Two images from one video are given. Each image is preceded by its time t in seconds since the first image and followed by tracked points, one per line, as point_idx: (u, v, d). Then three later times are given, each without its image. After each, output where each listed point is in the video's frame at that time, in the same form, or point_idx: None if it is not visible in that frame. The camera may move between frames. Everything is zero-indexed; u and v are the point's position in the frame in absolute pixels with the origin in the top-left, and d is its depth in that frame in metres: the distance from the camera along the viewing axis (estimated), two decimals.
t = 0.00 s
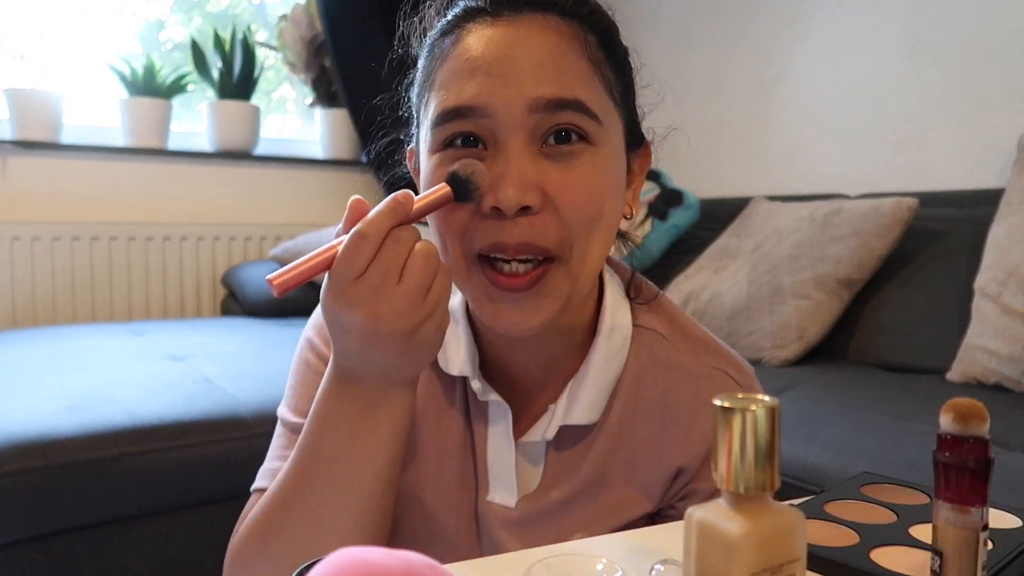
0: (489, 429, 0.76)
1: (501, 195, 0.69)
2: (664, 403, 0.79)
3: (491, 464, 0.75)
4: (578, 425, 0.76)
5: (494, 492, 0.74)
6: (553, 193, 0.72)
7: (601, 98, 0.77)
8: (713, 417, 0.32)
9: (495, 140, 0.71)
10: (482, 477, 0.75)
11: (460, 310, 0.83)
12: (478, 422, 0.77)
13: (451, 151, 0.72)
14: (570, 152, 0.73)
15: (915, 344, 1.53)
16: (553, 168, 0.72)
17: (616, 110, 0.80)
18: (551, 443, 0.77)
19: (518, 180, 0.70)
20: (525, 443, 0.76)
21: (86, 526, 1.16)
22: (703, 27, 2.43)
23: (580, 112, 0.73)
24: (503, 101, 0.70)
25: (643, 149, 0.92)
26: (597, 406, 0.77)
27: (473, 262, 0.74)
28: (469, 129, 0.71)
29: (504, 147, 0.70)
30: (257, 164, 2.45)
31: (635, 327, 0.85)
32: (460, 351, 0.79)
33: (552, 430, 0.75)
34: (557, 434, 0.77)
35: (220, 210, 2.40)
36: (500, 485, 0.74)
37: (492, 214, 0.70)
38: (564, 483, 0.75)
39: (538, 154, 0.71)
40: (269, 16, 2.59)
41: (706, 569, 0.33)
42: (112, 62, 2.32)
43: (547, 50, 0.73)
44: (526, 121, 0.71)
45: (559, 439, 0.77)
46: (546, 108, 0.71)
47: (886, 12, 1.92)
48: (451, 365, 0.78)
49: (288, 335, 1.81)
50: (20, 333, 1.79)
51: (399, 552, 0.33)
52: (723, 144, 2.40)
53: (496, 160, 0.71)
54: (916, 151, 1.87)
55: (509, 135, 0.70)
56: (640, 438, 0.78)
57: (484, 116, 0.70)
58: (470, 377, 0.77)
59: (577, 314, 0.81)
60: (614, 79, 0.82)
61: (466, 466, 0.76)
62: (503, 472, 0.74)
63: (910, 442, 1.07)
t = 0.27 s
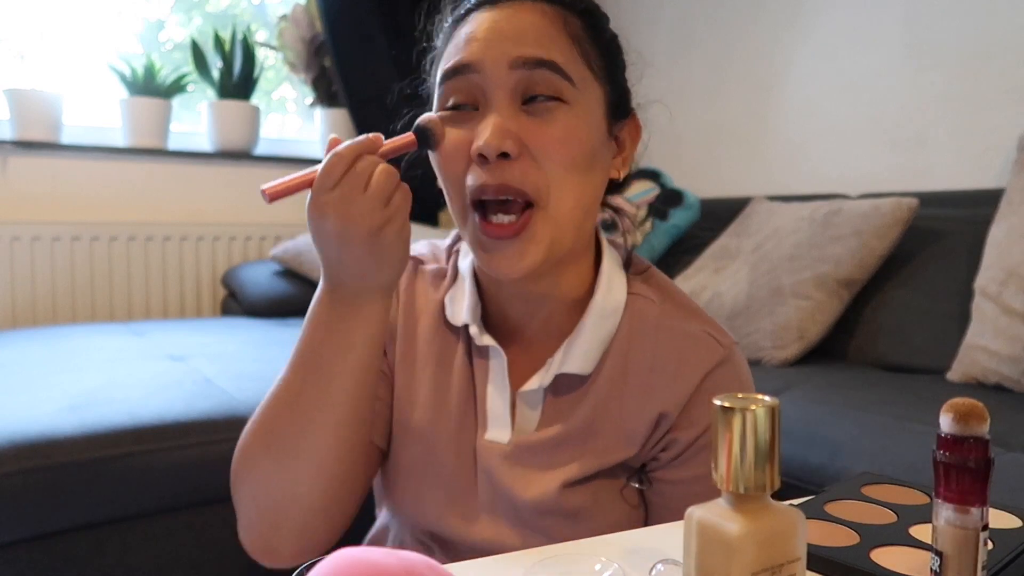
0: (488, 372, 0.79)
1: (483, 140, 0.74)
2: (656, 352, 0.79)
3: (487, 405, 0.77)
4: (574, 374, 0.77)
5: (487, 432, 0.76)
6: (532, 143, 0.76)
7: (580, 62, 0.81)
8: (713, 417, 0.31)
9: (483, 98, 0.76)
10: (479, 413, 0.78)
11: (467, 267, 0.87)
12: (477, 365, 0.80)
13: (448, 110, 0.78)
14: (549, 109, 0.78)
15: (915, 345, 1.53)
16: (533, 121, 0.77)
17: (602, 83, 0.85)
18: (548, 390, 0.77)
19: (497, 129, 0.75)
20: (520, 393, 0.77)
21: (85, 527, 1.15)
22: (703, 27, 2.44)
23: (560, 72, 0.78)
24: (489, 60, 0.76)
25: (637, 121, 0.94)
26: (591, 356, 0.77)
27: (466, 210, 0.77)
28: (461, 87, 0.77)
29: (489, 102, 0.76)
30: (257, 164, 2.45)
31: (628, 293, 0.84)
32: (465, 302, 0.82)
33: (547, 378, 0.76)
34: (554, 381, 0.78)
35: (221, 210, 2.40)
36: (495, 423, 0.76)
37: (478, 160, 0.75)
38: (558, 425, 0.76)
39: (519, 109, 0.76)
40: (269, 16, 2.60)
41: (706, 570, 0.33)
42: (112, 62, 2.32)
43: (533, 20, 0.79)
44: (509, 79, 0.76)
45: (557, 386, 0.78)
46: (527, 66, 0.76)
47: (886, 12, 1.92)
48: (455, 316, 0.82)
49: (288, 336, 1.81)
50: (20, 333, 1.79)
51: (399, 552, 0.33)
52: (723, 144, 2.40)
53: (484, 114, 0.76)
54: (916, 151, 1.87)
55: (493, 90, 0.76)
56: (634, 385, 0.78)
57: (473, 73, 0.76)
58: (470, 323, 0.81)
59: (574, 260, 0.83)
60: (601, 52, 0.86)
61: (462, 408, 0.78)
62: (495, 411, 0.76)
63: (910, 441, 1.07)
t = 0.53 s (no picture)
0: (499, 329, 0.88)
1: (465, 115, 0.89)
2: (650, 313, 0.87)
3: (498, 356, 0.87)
4: (573, 330, 0.86)
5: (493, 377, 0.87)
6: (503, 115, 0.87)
7: (561, 55, 0.92)
8: (713, 417, 0.31)
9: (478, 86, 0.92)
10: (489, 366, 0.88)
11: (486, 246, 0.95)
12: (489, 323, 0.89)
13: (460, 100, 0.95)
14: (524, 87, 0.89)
15: (915, 345, 1.53)
16: (506, 99, 0.88)
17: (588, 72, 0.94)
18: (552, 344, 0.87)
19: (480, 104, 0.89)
20: (528, 348, 0.87)
21: (86, 526, 1.15)
22: (703, 27, 2.44)
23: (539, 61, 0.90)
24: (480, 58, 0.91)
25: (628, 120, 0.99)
26: (592, 314, 0.86)
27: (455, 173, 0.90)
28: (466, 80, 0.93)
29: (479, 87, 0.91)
30: (257, 164, 2.45)
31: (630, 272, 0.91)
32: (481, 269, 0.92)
33: (553, 333, 0.86)
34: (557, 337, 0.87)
35: (221, 211, 2.40)
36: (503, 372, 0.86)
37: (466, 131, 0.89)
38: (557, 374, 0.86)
39: (499, 92, 0.89)
40: (269, 16, 2.60)
41: (706, 570, 0.33)
42: (112, 62, 2.32)
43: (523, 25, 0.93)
44: (494, 70, 0.90)
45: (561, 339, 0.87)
46: (507, 57, 0.90)
47: (886, 12, 1.92)
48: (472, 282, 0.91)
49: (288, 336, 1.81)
50: (20, 333, 1.79)
51: (399, 552, 0.33)
52: (723, 144, 2.40)
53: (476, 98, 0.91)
54: (916, 151, 1.87)
55: (482, 76, 0.90)
56: (625, 341, 0.86)
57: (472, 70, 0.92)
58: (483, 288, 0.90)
59: (566, 233, 0.91)
60: (590, 45, 0.95)
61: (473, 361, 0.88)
62: (504, 358, 0.86)
63: (910, 441, 1.07)
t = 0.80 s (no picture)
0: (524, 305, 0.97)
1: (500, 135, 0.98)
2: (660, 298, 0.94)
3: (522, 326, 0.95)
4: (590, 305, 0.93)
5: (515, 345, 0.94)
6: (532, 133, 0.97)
7: (584, 78, 1.00)
8: (713, 416, 0.31)
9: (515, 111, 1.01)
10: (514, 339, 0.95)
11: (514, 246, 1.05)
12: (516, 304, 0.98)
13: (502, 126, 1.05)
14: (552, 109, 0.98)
15: (915, 345, 1.53)
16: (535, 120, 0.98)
17: (614, 95, 1.01)
18: (572, 318, 0.94)
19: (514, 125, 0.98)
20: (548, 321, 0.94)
21: (86, 526, 1.15)
22: (703, 27, 2.44)
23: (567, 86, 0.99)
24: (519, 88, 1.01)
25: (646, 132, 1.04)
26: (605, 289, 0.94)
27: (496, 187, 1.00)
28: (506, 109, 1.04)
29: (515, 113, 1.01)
30: (257, 164, 2.45)
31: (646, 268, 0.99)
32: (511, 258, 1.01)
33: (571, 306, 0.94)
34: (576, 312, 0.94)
35: (220, 210, 2.40)
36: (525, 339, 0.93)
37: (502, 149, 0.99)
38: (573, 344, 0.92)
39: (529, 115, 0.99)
40: (269, 16, 2.60)
41: (707, 570, 0.33)
42: (112, 62, 2.32)
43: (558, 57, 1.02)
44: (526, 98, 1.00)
45: (579, 315, 0.94)
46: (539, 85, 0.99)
47: (886, 12, 1.92)
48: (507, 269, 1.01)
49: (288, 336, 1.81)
50: (21, 333, 1.79)
51: (399, 552, 0.33)
52: (723, 144, 2.40)
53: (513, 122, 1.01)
54: (916, 151, 1.87)
55: (518, 103, 1.00)
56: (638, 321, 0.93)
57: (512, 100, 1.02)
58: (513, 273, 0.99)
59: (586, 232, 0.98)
60: (614, 70, 1.02)
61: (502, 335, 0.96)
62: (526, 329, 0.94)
63: (910, 441, 1.07)
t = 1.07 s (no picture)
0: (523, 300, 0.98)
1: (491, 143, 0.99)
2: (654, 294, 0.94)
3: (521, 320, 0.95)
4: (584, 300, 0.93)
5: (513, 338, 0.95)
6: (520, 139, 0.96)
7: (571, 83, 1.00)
8: (713, 417, 0.31)
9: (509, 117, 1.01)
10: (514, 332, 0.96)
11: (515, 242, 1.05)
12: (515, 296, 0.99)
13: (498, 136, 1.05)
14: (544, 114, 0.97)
15: (915, 345, 1.53)
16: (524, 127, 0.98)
17: (608, 99, 1.00)
18: (568, 313, 0.94)
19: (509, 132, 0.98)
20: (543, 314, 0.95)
21: (85, 526, 1.15)
22: (703, 27, 2.44)
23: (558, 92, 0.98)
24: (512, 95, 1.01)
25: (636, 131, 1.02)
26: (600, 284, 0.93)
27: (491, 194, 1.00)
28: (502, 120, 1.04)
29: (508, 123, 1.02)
30: (256, 164, 2.45)
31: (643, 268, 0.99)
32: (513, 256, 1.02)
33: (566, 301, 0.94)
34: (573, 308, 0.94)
35: (221, 210, 2.40)
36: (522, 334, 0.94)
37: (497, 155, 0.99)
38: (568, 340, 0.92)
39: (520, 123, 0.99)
40: (269, 16, 2.60)
41: (707, 570, 0.33)
42: (112, 62, 2.31)
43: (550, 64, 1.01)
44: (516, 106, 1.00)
45: (575, 311, 0.94)
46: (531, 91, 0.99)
47: (886, 12, 1.92)
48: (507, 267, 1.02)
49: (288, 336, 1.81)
50: (21, 333, 1.79)
51: (400, 553, 0.33)
52: (723, 144, 2.40)
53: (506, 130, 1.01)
54: (916, 151, 1.87)
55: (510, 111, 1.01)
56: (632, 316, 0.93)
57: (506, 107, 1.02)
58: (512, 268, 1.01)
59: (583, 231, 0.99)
60: (603, 73, 1.02)
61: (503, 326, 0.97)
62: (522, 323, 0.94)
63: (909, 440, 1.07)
